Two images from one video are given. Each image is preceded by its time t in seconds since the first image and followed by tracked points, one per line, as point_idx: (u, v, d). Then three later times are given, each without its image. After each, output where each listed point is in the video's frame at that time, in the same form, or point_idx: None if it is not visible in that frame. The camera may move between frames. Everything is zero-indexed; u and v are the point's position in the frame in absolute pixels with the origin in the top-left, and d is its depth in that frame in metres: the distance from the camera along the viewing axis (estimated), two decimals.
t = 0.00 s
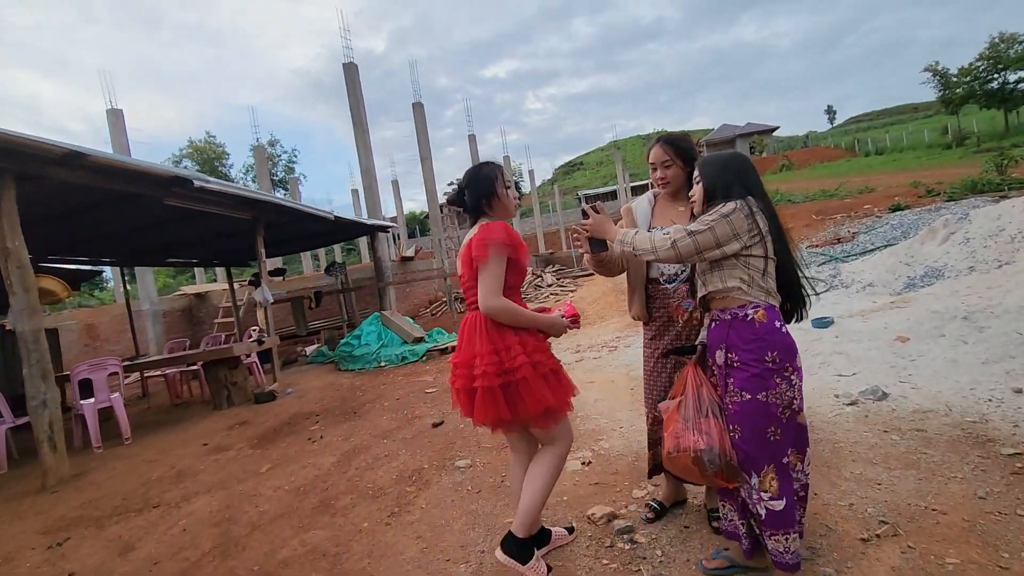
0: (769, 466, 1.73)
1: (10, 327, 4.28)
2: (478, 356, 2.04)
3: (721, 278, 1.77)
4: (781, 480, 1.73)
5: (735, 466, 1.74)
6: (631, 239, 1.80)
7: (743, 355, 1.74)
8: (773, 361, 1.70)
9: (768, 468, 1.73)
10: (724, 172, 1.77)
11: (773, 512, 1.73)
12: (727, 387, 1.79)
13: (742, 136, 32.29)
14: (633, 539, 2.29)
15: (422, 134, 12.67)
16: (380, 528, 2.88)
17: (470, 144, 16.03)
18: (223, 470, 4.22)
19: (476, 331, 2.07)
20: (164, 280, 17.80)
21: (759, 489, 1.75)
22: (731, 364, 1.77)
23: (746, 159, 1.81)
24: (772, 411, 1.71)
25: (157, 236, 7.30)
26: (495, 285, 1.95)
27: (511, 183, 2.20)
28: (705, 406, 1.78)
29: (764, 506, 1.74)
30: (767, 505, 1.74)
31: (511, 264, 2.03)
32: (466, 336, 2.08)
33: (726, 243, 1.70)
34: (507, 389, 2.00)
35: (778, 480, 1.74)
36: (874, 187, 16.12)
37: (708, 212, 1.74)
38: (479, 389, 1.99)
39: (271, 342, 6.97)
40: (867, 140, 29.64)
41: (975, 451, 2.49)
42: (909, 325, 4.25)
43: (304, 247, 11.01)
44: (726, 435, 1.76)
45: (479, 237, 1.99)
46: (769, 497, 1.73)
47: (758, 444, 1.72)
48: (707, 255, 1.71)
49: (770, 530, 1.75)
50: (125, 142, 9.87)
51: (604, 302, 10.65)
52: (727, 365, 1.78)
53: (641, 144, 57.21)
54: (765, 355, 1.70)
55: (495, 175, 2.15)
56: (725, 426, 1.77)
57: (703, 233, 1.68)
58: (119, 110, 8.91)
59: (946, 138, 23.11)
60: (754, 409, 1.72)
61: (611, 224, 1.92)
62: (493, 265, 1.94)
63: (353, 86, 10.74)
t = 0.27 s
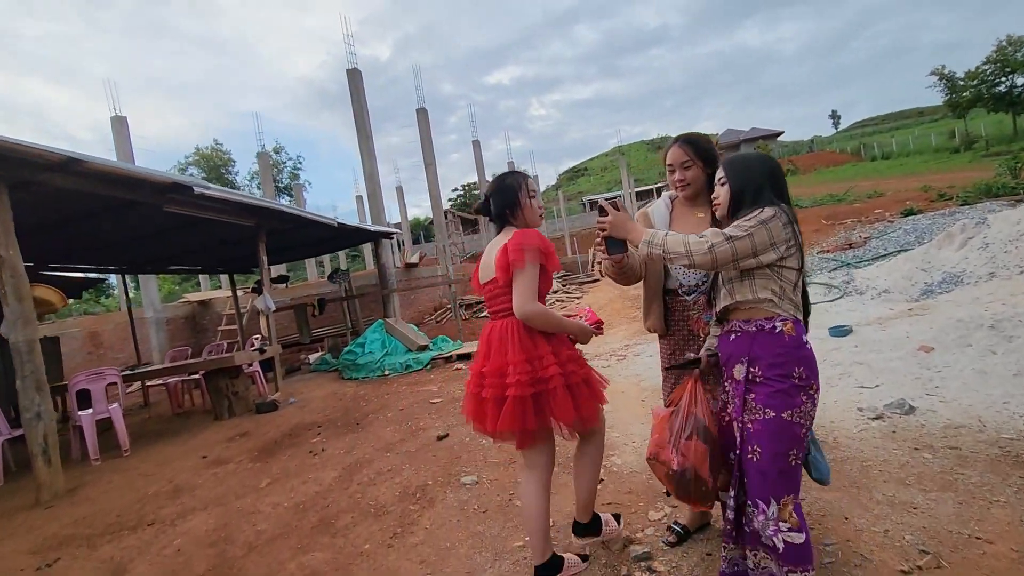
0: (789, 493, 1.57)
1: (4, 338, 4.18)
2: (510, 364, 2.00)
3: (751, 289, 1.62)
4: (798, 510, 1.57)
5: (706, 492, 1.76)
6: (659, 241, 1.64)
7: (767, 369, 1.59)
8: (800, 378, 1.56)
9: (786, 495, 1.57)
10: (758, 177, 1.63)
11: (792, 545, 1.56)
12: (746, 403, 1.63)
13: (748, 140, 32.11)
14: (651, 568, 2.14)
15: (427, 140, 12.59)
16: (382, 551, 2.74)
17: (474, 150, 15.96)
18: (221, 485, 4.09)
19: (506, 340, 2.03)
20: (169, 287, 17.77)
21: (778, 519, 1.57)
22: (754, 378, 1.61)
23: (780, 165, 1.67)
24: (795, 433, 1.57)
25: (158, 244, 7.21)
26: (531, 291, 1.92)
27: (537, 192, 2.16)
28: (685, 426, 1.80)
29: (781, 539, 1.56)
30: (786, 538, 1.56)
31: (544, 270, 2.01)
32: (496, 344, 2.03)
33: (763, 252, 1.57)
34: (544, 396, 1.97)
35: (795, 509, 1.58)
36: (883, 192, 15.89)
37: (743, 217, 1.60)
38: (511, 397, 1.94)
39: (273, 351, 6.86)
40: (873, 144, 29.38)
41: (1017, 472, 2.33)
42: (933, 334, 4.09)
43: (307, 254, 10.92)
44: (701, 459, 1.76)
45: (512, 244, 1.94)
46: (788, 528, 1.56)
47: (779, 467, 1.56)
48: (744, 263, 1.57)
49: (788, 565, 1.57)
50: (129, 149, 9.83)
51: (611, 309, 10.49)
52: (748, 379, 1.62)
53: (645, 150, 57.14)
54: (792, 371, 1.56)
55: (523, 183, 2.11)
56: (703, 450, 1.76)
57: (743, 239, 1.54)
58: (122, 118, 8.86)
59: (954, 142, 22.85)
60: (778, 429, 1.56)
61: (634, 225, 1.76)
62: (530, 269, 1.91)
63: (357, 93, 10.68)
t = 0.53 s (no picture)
0: (829, 525, 1.46)
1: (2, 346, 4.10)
2: (563, 373, 1.96)
3: (780, 304, 1.52)
4: (844, 541, 1.46)
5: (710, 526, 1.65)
6: (683, 254, 1.54)
7: (794, 393, 1.48)
8: (830, 401, 1.45)
9: (828, 527, 1.46)
10: (789, 184, 1.54)
11: None
12: (773, 429, 1.53)
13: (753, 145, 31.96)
14: None
15: (431, 145, 12.54)
16: (384, 572, 2.62)
17: (480, 156, 15.91)
18: (221, 497, 3.99)
19: (556, 350, 1.99)
20: (174, 293, 17.74)
21: (818, 552, 1.48)
22: (778, 402, 1.51)
23: (812, 169, 1.59)
24: (830, 461, 1.45)
25: (161, 250, 7.16)
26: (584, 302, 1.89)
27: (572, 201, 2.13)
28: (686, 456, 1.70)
29: (824, 573, 1.47)
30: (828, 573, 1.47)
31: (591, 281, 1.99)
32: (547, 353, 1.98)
33: (798, 265, 1.46)
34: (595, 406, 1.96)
35: (841, 542, 1.47)
36: (892, 197, 15.71)
37: (775, 227, 1.50)
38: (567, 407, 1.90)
39: (275, 359, 6.77)
40: (880, 149, 29.17)
41: None
42: (954, 344, 3.96)
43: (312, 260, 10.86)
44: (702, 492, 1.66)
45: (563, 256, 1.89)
46: (831, 563, 1.46)
47: (815, 498, 1.46)
48: (776, 277, 1.47)
49: None
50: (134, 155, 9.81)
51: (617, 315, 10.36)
52: (772, 403, 1.52)
53: (650, 155, 57.07)
54: (822, 395, 1.46)
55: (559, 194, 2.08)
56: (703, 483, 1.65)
57: (776, 251, 1.43)
58: (127, 123, 8.84)
59: (963, 146, 22.63)
60: (809, 458, 1.45)
61: (654, 235, 1.66)
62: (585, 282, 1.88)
63: (361, 98, 10.64)
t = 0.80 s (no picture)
0: (847, 540, 1.39)
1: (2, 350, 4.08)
2: (586, 367, 2.04)
3: (799, 310, 1.45)
4: (863, 558, 1.39)
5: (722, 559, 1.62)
6: (701, 260, 1.48)
7: (808, 403, 1.41)
8: (848, 412, 1.38)
9: (846, 543, 1.39)
10: (809, 182, 1.48)
11: None
12: (787, 439, 1.46)
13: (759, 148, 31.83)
14: None
15: (436, 149, 12.51)
16: None
17: (484, 159, 15.89)
18: (221, 504, 3.94)
19: (580, 344, 2.07)
20: (179, 297, 17.76)
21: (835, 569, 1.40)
22: (793, 410, 1.44)
23: (832, 167, 1.53)
24: (848, 474, 1.38)
25: (165, 254, 7.14)
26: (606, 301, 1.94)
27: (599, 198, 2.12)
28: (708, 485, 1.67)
29: None
30: None
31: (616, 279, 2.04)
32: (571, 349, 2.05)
33: (822, 271, 1.39)
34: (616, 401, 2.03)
35: (860, 558, 1.40)
36: (900, 199, 15.56)
37: (796, 229, 1.43)
38: (592, 400, 1.97)
39: (278, 363, 6.73)
40: (887, 151, 28.98)
41: None
42: (968, 349, 3.87)
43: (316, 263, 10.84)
44: (716, 525, 1.64)
45: (585, 256, 1.95)
46: None
47: (832, 513, 1.39)
48: (799, 284, 1.40)
49: None
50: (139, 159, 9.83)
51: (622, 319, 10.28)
52: (786, 411, 1.45)
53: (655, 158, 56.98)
54: (838, 405, 1.38)
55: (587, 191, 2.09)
56: (719, 514, 1.63)
57: (801, 257, 1.37)
58: (131, 127, 8.86)
59: (971, 149, 22.43)
60: (826, 470, 1.38)
61: (668, 241, 1.61)
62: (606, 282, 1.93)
63: (366, 101, 10.64)
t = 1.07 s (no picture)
0: (856, 551, 1.36)
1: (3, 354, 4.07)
2: (571, 363, 2.11)
3: (807, 315, 1.40)
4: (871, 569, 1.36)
5: (754, 548, 1.50)
6: (708, 267, 1.43)
7: (816, 409, 1.38)
8: (855, 417, 1.36)
9: (854, 554, 1.36)
10: (817, 183, 1.45)
11: None
12: (792, 448, 1.42)
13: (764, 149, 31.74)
14: None
15: (439, 151, 12.50)
16: None
17: (487, 161, 15.87)
18: (221, 508, 3.92)
19: (572, 340, 2.14)
20: (183, 299, 17.81)
21: None
22: (799, 417, 1.40)
23: (838, 165, 1.49)
24: (856, 482, 1.35)
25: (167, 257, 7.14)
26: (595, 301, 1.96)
27: (605, 201, 2.13)
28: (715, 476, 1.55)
29: None
30: None
31: (610, 281, 2.03)
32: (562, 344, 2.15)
33: (833, 275, 1.35)
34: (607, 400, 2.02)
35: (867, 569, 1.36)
36: (906, 200, 15.46)
37: (805, 231, 1.39)
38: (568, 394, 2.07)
39: (280, 366, 6.72)
40: (893, 152, 28.81)
41: None
42: (977, 352, 3.81)
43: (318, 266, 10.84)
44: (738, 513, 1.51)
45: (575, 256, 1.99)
46: None
47: (841, 522, 1.35)
48: (809, 290, 1.36)
49: None
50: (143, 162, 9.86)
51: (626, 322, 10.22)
52: (792, 419, 1.42)
53: (659, 160, 56.94)
54: (847, 410, 1.36)
55: (593, 194, 2.12)
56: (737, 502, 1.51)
57: (811, 262, 1.32)
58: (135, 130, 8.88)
59: (977, 149, 22.27)
60: (835, 478, 1.35)
61: (671, 245, 1.56)
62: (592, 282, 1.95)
63: (368, 104, 10.63)
